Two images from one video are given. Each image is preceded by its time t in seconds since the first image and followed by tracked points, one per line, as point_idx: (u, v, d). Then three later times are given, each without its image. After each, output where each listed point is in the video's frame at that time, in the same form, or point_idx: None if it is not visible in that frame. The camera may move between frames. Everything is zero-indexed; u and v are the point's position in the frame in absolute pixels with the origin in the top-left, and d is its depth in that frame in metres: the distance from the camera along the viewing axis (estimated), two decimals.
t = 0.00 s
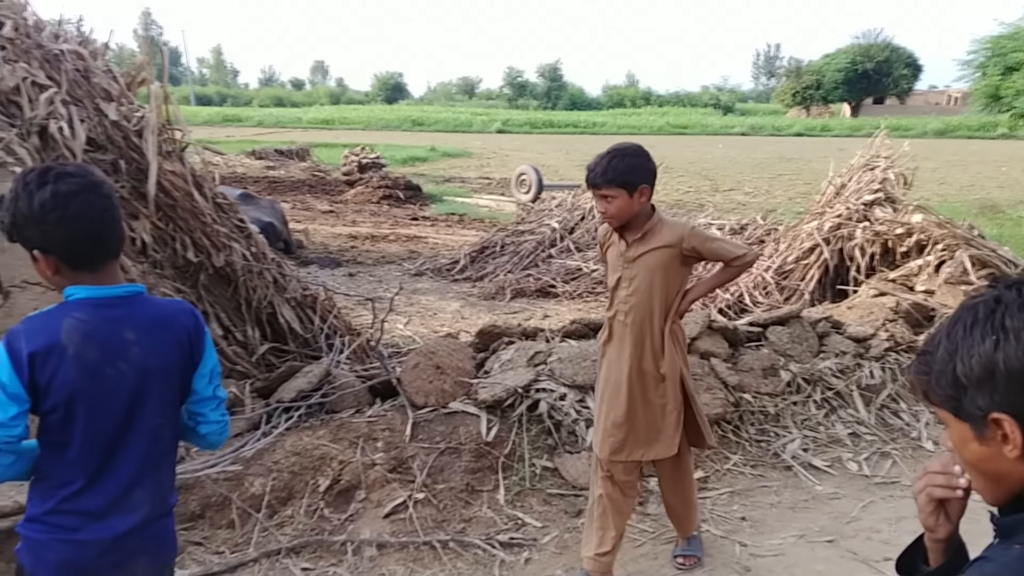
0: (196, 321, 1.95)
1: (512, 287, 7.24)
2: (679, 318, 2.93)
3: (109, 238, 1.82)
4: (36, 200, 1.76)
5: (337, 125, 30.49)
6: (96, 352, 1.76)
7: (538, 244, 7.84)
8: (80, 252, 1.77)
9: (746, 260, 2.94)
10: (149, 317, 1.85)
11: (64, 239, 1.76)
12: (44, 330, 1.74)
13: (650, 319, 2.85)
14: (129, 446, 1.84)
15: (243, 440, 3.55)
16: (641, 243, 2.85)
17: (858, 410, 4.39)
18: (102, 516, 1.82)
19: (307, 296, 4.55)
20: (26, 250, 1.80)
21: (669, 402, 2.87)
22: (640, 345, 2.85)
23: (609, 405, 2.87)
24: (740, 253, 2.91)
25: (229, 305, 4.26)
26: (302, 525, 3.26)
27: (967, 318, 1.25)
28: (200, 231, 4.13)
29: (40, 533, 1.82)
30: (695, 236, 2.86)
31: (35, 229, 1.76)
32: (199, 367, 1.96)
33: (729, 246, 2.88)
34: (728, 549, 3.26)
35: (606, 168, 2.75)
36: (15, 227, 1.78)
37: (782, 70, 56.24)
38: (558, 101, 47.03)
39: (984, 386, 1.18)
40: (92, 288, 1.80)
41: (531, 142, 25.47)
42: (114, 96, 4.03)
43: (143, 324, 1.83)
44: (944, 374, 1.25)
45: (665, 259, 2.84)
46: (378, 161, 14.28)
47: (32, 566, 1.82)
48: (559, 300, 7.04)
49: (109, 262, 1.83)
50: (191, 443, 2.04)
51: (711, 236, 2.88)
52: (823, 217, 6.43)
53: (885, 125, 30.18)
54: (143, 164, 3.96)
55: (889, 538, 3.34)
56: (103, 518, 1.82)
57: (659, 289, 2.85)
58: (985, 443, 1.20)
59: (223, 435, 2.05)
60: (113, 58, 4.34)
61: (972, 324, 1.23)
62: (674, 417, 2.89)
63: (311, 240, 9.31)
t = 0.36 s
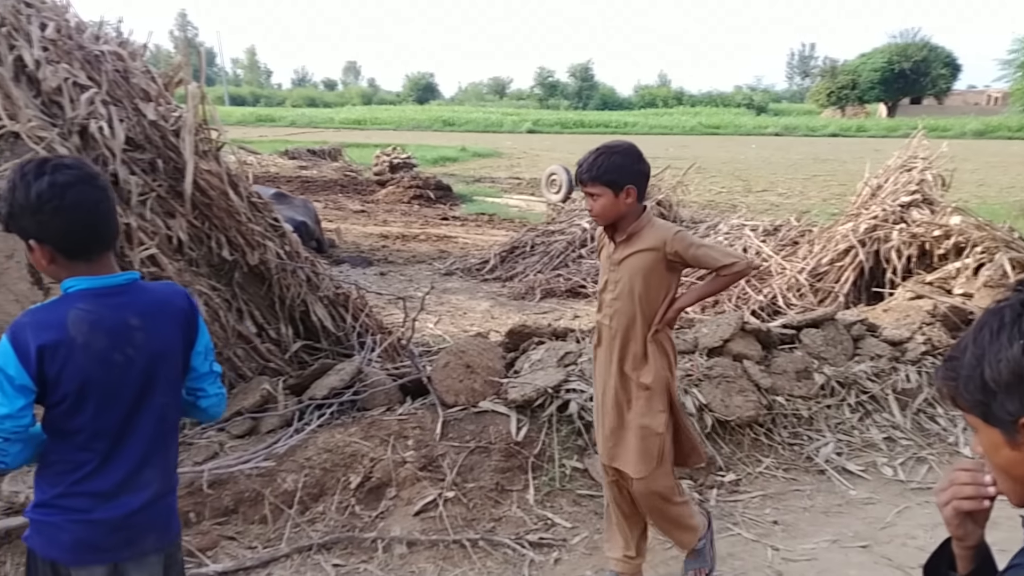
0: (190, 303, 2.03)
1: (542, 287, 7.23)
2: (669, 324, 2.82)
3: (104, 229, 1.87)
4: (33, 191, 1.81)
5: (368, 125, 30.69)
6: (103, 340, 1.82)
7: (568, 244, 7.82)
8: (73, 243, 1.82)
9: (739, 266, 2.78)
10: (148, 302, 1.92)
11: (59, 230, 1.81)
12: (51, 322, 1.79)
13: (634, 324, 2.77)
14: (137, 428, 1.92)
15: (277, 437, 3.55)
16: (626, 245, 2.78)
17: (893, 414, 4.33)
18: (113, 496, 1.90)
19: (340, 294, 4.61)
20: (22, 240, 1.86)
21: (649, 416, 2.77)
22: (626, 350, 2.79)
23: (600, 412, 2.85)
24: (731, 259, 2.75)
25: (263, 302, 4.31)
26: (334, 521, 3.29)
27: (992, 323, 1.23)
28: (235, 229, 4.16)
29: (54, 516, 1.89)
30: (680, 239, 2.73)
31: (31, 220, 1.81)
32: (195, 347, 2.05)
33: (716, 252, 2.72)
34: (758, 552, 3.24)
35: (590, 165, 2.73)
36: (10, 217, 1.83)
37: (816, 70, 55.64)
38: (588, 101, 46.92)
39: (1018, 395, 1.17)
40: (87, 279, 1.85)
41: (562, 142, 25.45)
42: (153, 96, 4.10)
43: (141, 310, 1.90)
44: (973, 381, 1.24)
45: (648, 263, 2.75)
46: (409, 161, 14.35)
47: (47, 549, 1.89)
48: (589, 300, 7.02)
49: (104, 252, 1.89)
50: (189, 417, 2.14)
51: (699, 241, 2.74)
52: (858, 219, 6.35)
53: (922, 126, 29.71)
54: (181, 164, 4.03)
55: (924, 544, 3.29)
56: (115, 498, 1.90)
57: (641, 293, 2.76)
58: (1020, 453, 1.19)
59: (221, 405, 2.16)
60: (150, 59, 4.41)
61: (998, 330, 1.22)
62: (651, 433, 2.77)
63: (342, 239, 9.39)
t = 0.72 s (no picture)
0: (178, 298, 2.08)
1: (574, 287, 7.22)
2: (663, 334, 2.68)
3: (96, 227, 1.90)
4: (26, 188, 1.85)
5: (400, 126, 30.86)
6: (103, 337, 1.86)
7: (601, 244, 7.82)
8: (66, 241, 1.85)
9: (732, 274, 2.60)
10: (141, 299, 1.96)
11: (51, 227, 1.84)
12: (51, 320, 1.81)
13: (621, 332, 2.66)
14: (133, 420, 1.97)
15: (312, 434, 3.60)
16: (618, 251, 2.66)
17: (932, 419, 4.26)
18: (111, 486, 1.95)
19: (373, 294, 4.64)
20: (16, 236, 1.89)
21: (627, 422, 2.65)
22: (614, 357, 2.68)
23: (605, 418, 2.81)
24: (720, 267, 2.59)
25: (298, 301, 4.35)
26: (367, 518, 3.31)
27: None
28: (272, 229, 4.21)
29: (55, 506, 1.93)
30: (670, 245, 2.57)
31: (24, 216, 1.84)
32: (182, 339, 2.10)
33: (705, 258, 2.55)
34: (793, 556, 3.21)
35: (586, 166, 2.60)
36: (5, 214, 1.87)
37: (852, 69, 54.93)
38: (620, 101, 46.73)
39: None
40: (82, 277, 1.89)
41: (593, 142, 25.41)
42: (191, 97, 4.18)
43: (135, 306, 1.94)
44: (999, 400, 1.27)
45: (638, 269, 2.62)
46: (441, 162, 14.41)
47: (49, 539, 1.93)
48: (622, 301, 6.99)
49: (97, 250, 1.92)
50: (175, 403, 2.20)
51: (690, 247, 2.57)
52: (897, 220, 6.26)
53: (962, 125, 29.19)
54: (218, 164, 4.08)
55: (964, 550, 3.24)
56: (113, 487, 1.96)
57: (630, 302, 2.64)
58: None
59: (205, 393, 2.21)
60: (187, 60, 4.49)
61: None
62: (625, 442, 2.63)
63: (374, 239, 9.44)
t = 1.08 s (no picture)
0: (181, 294, 2.15)
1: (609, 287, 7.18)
2: (642, 355, 2.61)
3: (104, 228, 1.96)
4: (36, 190, 1.90)
5: (433, 127, 30.99)
6: (121, 332, 1.93)
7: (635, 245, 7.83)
8: (74, 242, 1.91)
9: (705, 301, 2.45)
10: (149, 294, 2.03)
11: (60, 228, 1.90)
12: (71, 316, 1.87)
13: (597, 350, 2.62)
14: (149, 412, 2.05)
15: (348, 432, 3.63)
16: (598, 265, 2.61)
17: (974, 422, 4.19)
18: (131, 477, 2.03)
19: (407, 294, 4.67)
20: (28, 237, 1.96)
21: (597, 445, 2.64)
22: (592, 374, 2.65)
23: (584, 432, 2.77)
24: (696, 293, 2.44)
25: (334, 301, 4.39)
26: (402, 517, 3.33)
27: None
28: (309, 230, 4.26)
29: (79, 500, 1.99)
30: (644, 266, 2.50)
31: (35, 217, 1.90)
32: (186, 335, 2.17)
33: (678, 283, 2.44)
34: (831, 560, 3.17)
35: (578, 171, 2.56)
36: (16, 215, 1.93)
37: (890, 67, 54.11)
38: (654, 101, 46.47)
39: None
40: (96, 275, 1.95)
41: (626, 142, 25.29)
42: (230, 100, 4.25)
43: (145, 302, 2.01)
44: None
45: (613, 288, 2.56)
46: (473, 162, 14.44)
47: (76, 533, 1.99)
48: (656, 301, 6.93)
49: (106, 250, 1.98)
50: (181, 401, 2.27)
51: (664, 270, 2.48)
52: (938, 219, 6.15)
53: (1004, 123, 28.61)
54: (255, 165, 4.13)
55: (1007, 555, 3.17)
56: (134, 478, 2.04)
57: (604, 320, 2.59)
58: None
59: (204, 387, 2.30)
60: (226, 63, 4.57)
61: None
62: (598, 466, 2.63)
63: (408, 240, 9.48)
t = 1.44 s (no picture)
0: (195, 290, 2.24)
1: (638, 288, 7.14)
2: (601, 364, 2.56)
3: (122, 226, 2.02)
4: (55, 190, 1.96)
5: (461, 127, 31.05)
6: (143, 326, 2.01)
7: (665, 245, 7.80)
8: (92, 241, 1.98)
9: (656, 325, 2.32)
10: (167, 289, 2.11)
11: (79, 227, 1.96)
12: (96, 311, 1.95)
13: (562, 356, 2.60)
14: (172, 403, 2.13)
15: (377, 431, 3.65)
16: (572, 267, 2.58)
17: (1012, 427, 4.12)
18: (158, 467, 2.12)
19: (436, 294, 4.70)
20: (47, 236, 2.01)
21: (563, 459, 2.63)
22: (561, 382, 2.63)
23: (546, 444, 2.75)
24: (648, 314, 2.32)
25: (364, 301, 4.43)
26: (431, 516, 3.34)
27: None
28: (339, 231, 4.32)
29: (109, 491, 2.07)
30: (604, 276, 2.43)
31: (54, 217, 1.96)
32: (200, 328, 2.26)
33: (631, 298, 2.34)
34: (864, 565, 3.13)
35: (565, 169, 2.50)
36: (35, 215, 1.99)
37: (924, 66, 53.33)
38: (683, 101, 46.21)
39: None
40: (115, 271, 2.02)
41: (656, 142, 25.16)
42: (263, 101, 4.30)
43: (164, 297, 2.09)
44: None
45: (577, 293, 2.52)
46: (502, 163, 14.44)
47: (107, 524, 2.07)
48: (686, 302, 6.85)
49: (123, 248, 2.04)
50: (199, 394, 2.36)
51: (624, 283, 2.39)
52: (974, 220, 6.06)
53: None
54: (288, 167, 4.20)
55: None
56: (160, 467, 2.13)
57: (569, 324, 2.55)
58: None
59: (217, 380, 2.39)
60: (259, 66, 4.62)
61: None
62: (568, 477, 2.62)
63: (436, 241, 9.50)
